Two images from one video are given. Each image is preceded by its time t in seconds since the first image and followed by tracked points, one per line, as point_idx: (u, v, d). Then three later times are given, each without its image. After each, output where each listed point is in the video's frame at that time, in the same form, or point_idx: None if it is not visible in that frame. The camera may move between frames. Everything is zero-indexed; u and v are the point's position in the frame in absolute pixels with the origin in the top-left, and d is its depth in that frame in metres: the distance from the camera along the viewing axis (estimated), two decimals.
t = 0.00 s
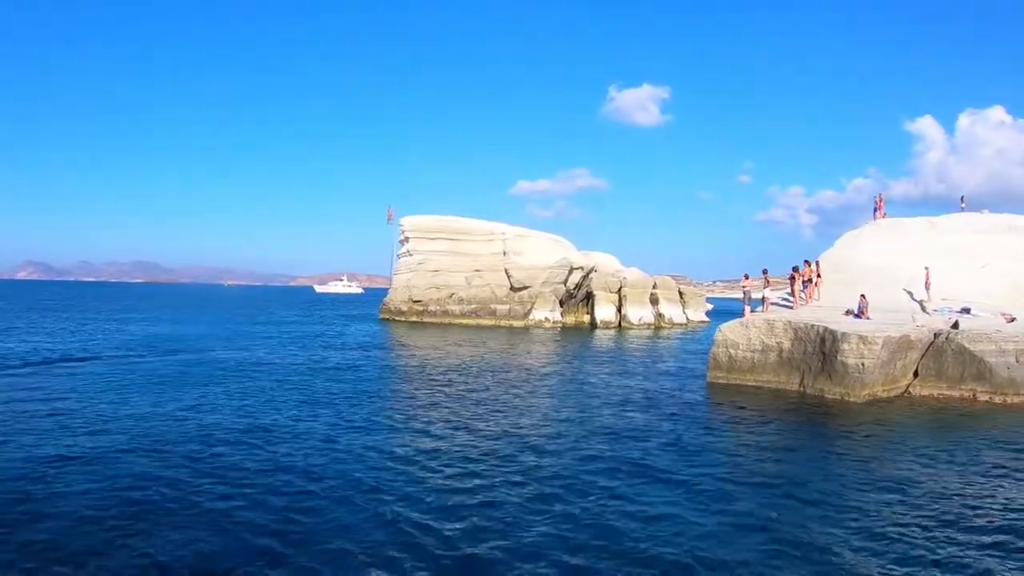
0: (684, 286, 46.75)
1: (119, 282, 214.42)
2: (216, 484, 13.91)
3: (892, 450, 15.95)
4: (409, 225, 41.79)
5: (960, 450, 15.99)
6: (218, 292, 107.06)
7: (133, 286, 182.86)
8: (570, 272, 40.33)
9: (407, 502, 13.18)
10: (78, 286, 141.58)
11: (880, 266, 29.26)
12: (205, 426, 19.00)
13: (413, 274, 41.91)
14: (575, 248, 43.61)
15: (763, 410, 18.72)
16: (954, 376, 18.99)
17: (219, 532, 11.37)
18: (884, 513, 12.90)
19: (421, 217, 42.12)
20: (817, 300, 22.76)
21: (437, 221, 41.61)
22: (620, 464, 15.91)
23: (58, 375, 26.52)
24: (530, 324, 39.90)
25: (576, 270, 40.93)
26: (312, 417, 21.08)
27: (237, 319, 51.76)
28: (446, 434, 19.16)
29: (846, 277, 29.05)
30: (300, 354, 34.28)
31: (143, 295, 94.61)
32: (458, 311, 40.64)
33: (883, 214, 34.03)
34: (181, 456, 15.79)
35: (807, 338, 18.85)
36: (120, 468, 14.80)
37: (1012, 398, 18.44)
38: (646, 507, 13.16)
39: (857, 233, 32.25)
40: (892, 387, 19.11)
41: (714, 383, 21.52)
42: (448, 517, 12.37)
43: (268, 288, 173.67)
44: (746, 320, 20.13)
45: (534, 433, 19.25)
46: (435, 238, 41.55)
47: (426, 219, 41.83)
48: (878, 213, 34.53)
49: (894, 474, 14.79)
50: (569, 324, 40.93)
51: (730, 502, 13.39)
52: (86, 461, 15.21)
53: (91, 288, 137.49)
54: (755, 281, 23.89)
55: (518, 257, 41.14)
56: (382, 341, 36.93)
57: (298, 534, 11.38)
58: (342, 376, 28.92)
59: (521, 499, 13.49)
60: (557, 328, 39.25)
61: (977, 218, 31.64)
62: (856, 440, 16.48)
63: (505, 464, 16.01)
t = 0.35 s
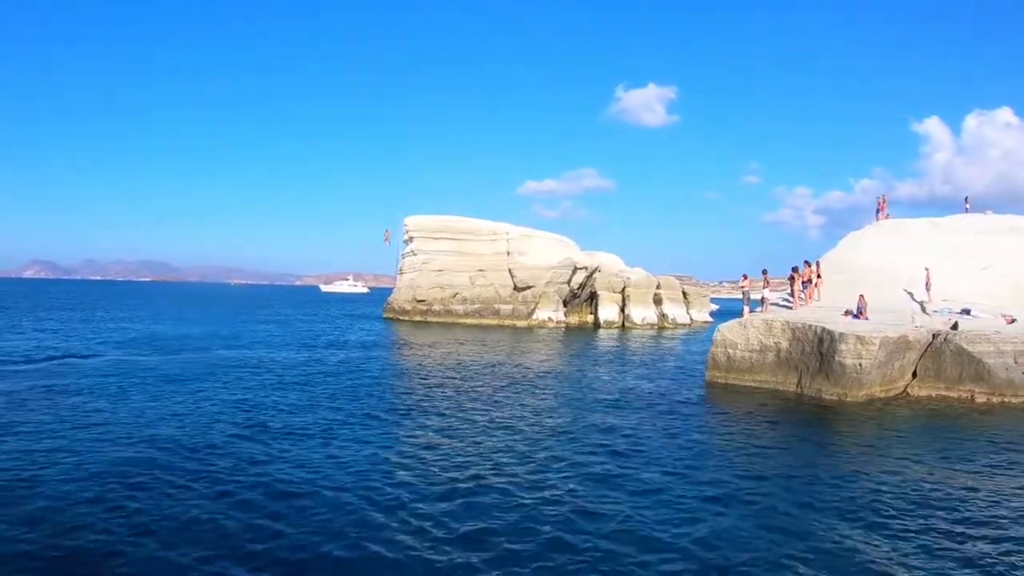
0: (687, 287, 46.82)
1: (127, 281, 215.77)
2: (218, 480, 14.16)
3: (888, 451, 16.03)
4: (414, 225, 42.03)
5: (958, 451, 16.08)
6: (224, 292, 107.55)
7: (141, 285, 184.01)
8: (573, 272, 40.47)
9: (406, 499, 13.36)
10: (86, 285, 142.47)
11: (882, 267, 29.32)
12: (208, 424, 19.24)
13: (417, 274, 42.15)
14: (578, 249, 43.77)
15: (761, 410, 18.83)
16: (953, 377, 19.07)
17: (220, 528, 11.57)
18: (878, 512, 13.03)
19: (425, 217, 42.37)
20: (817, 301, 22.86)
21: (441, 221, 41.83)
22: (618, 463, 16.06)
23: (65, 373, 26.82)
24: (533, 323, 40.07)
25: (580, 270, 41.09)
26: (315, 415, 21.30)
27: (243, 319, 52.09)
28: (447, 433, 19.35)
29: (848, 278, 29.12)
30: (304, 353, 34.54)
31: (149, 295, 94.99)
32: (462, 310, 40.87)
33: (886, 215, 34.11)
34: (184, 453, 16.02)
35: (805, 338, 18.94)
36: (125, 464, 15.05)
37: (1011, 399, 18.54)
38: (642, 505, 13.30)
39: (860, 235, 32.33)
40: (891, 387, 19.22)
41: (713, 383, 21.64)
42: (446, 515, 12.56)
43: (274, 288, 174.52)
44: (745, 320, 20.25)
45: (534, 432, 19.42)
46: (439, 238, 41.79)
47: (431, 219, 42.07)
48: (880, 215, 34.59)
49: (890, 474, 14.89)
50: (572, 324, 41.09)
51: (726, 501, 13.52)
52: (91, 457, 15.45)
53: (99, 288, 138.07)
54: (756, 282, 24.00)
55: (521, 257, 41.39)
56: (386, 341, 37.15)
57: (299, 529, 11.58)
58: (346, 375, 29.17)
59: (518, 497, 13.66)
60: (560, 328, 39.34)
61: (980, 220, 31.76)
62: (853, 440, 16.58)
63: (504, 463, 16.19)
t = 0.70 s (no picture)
0: (689, 287, 46.91)
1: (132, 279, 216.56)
2: (218, 480, 14.33)
3: (883, 452, 16.12)
4: (416, 225, 42.24)
5: (952, 452, 16.15)
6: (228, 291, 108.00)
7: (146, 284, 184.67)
8: (575, 273, 40.65)
9: (402, 500, 13.52)
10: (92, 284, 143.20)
11: (882, 268, 29.36)
12: (209, 423, 19.45)
13: (419, 273, 42.35)
14: (581, 249, 43.88)
15: (756, 411, 18.92)
16: (949, 379, 19.13)
17: (219, 529, 11.75)
18: (871, 513, 13.13)
19: (427, 217, 42.54)
20: (815, 301, 22.93)
21: (444, 221, 42.01)
22: (613, 464, 16.18)
23: (69, 373, 27.08)
24: (534, 323, 40.24)
25: (581, 271, 41.21)
26: (315, 415, 21.50)
27: (246, 318, 52.44)
28: (445, 433, 19.54)
29: (848, 280, 29.16)
30: (306, 352, 34.76)
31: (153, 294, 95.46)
32: (464, 310, 41.04)
33: (887, 216, 34.13)
34: (185, 453, 16.22)
35: (801, 339, 19.02)
36: (126, 464, 15.25)
37: (1006, 401, 18.61)
38: (636, 506, 13.42)
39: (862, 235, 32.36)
40: (887, 389, 19.30)
41: (710, 383, 21.73)
42: (441, 515, 12.71)
43: (279, 287, 174.95)
44: (741, 320, 20.33)
45: (532, 432, 19.56)
46: (441, 238, 41.98)
47: (433, 219, 42.25)
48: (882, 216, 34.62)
49: (883, 475, 14.98)
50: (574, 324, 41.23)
51: (720, 502, 13.62)
52: (92, 457, 15.65)
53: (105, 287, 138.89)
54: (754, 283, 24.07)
55: (523, 257, 41.55)
56: (388, 340, 37.36)
57: (296, 531, 11.74)
58: (347, 374, 29.38)
59: (513, 498, 13.79)
60: (561, 328, 39.59)
61: (981, 221, 31.78)
62: (847, 441, 16.68)
63: (500, 463, 16.33)
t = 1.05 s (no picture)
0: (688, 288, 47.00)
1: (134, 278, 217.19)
2: (212, 478, 14.45)
3: (874, 453, 16.18)
4: (415, 225, 42.35)
5: (943, 453, 16.22)
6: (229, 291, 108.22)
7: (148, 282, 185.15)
8: (574, 273, 40.74)
9: (395, 498, 13.61)
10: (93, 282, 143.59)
11: (878, 269, 29.43)
12: (204, 422, 19.57)
13: (418, 273, 42.46)
14: (580, 249, 43.96)
15: (749, 412, 19.00)
16: (942, 380, 19.19)
17: (212, 527, 11.84)
18: (860, 513, 13.20)
19: (426, 217, 42.65)
20: (810, 302, 23.00)
21: (443, 221, 42.12)
22: (606, 463, 16.27)
23: (68, 371, 27.21)
24: (533, 323, 40.35)
25: (580, 271, 41.31)
26: (312, 414, 21.62)
27: (245, 316, 52.59)
28: (440, 432, 19.65)
29: (845, 281, 29.20)
30: (305, 351, 34.90)
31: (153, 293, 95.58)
32: (462, 310, 41.18)
33: (886, 217, 34.19)
34: (181, 451, 16.33)
35: (794, 339, 19.11)
36: (122, 461, 15.35)
37: (999, 403, 18.68)
38: (628, 505, 13.49)
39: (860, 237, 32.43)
40: (879, 390, 19.37)
41: (703, 383, 21.80)
42: (432, 514, 12.80)
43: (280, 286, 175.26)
44: (735, 321, 20.43)
45: (526, 432, 19.68)
46: (440, 238, 42.09)
47: (432, 218, 42.36)
48: (880, 218, 34.70)
49: (873, 475, 15.06)
50: (573, 324, 41.33)
51: (711, 502, 13.69)
52: (89, 454, 15.76)
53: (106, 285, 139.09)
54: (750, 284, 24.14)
55: (521, 257, 41.67)
56: (387, 340, 37.49)
57: (289, 529, 11.84)
58: (344, 374, 29.49)
59: (505, 497, 13.88)
60: (559, 327, 39.76)
61: (979, 223, 31.84)
62: (838, 441, 16.74)
63: (493, 462, 16.44)
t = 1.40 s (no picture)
0: (686, 288, 47.09)
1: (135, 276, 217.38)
2: (206, 474, 14.54)
3: (867, 452, 16.26)
4: (414, 224, 42.42)
5: (936, 453, 16.28)
6: (228, 289, 108.17)
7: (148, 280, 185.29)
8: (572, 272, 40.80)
9: (388, 495, 13.72)
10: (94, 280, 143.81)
11: (875, 269, 29.50)
12: (200, 419, 19.68)
13: (417, 272, 42.57)
14: (578, 249, 44.00)
15: (741, 410, 19.08)
16: (935, 380, 19.24)
17: (208, 521, 11.95)
18: (850, 511, 13.28)
19: (425, 216, 42.75)
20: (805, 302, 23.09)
21: (442, 220, 42.20)
22: (600, 461, 16.35)
23: (67, 368, 27.36)
24: (531, 322, 40.49)
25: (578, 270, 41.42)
26: (307, 412, 21.77)
27: (244, 315, 52.67)
28: (435, 430, 19.74)
29: (841, 281, 29.28)
30: (302, 349, 35.06)
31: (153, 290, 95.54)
32: (460, 309, 41.33)
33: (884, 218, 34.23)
34: (177, 448, 16.45)
35: (787, 339, 19.22)
36: (119, 457, 15.47)
37: (991, 404, 18.75)
38: (620, 502, 13.59)
39: (858, 237, 32.51)
40: (872, 390, 19.44)
41: (697, 382, 21.88)
42: (424, 510, 12.91)
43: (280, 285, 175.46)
44: (728, 320, 20.52)
45: (520, 430, 19.79)
46: (438, 237, 42.16)
47: (430, 217, 42.45)
48: (877, 218, 34.78)
49: (864, 475, 15.12)
50: (570, 323, 41.45)
51: (701, 499, 13.79)
52: (86, 449, 15.88)
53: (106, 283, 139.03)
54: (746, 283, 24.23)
55: (520, 256, 41.80)
56: (384, 338, 37.63)
57: (282, 523, 11.95)
58: (341, 372, 29.63)
59: (498, 493, 13.99)
60: (557, 326, 39.81)
61: (977, 225, 31.93)
62: (830, 441, 16.83)
63: (486, 460, 16.53)
